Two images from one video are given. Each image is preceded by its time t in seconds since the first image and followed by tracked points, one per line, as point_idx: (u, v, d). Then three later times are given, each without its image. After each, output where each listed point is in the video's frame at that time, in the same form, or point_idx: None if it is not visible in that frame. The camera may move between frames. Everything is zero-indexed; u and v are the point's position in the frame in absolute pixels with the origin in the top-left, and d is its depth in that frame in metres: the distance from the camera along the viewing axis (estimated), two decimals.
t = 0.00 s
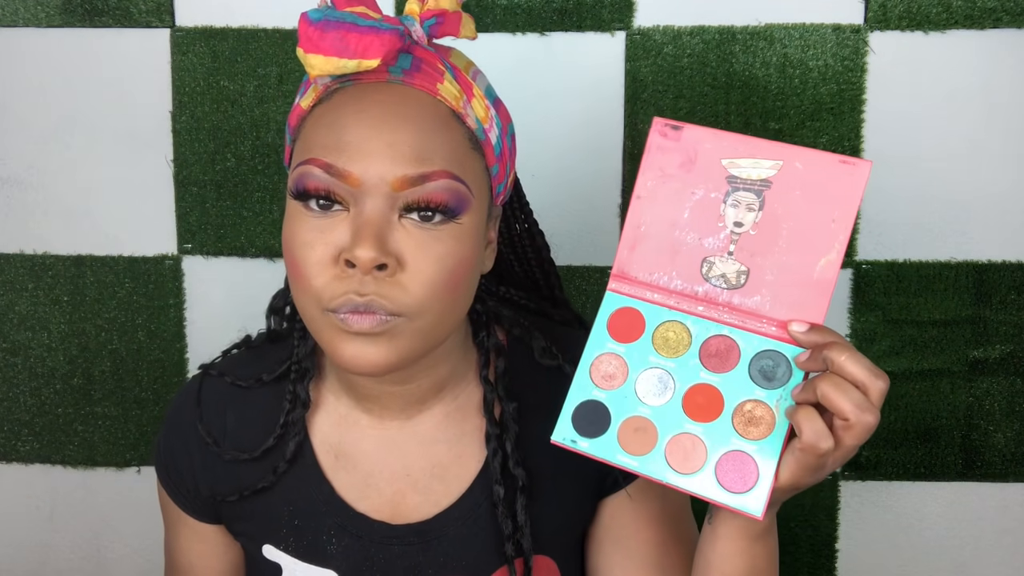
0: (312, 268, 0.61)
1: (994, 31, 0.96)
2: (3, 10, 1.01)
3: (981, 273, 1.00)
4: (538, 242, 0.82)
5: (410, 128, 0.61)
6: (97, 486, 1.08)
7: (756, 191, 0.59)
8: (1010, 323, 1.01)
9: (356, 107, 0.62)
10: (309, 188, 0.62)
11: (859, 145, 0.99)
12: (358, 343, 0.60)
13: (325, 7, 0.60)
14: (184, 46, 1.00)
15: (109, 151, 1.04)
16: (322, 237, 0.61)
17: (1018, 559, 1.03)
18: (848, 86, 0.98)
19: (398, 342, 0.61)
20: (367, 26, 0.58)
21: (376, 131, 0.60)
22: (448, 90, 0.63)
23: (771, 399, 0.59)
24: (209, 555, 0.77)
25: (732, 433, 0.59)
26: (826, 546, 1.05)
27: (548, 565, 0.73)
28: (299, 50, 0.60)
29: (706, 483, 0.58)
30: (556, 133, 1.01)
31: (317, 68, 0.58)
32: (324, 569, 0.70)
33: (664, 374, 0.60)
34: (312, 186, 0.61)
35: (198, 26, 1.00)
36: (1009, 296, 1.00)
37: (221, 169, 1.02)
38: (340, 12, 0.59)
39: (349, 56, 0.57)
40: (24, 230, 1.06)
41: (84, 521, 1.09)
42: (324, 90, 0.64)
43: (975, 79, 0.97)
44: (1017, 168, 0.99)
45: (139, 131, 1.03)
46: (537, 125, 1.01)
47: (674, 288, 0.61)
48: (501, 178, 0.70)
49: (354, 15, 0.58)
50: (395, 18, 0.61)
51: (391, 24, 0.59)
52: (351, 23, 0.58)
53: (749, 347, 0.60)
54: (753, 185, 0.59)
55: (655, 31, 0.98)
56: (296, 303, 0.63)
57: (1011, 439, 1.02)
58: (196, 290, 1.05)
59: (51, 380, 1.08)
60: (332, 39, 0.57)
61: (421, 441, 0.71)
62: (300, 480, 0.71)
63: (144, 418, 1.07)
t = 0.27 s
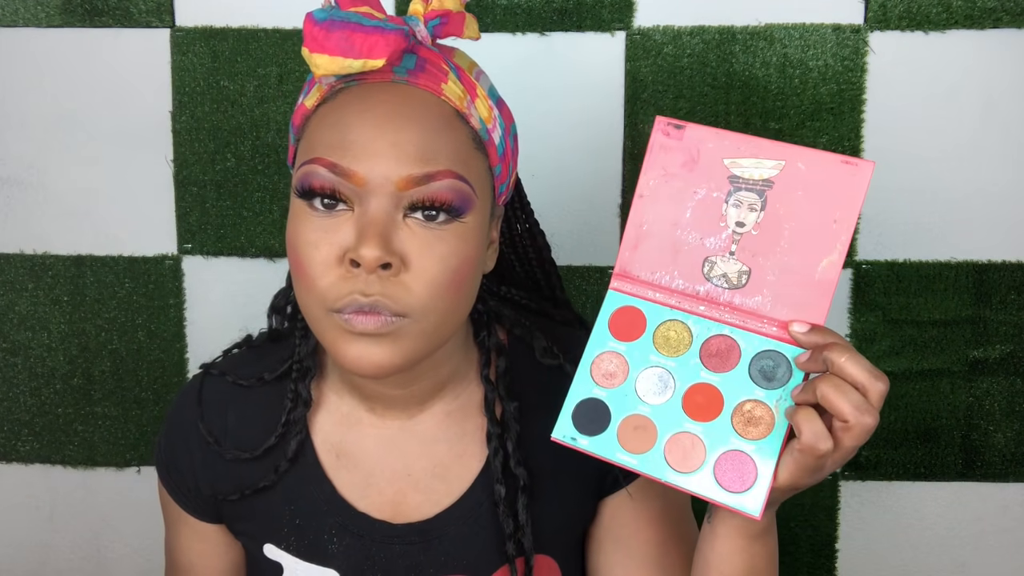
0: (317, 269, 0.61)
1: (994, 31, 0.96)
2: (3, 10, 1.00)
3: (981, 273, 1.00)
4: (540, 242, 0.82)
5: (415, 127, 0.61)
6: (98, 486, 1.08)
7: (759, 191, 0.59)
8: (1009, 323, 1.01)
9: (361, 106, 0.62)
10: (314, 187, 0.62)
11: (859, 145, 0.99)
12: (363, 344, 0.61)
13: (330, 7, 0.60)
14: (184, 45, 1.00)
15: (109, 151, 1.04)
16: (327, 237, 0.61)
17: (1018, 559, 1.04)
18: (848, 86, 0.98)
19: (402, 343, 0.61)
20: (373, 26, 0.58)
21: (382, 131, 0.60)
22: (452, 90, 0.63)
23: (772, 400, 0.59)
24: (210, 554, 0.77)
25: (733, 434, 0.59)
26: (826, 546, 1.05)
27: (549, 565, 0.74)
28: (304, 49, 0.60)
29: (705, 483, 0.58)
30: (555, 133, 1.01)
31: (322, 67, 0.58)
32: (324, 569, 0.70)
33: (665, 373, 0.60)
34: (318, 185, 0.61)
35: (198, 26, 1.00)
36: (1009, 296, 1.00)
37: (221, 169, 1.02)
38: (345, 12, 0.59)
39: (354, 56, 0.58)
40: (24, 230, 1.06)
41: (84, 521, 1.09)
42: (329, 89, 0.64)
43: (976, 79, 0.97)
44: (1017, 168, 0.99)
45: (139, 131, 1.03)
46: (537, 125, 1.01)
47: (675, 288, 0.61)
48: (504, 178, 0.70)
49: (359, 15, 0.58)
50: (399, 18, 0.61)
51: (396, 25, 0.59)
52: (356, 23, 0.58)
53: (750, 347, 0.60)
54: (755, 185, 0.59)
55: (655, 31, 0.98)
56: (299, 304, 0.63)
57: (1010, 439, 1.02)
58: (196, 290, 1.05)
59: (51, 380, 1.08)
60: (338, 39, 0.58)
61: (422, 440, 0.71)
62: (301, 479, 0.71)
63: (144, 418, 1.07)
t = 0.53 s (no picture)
0: (320, 267, 0.61)
1: (994, 31, 0.96)
2: (3, 10, 1.00)
3: (981, 272, 1.00)
4: (540, 241, 0.82)
5: (417, 126, 0.61)
6: (98, 486, 1.08)
7: (759, 194, 0.59)
8: (1009, 323, 1.01)
9: (362, 106, 0.62)
10: (316, 185, 0.62)
11: (859, 145, 0.99)
12: (364, 344, 0.60)
13: (333, 6, 0.60)
14: (184, 45, 1.00)
15: (109, 151, 1.04)
16: (329, 236, 0.61)
17: (1018, 560, 1.04)
18: (848, 86, 0.98)
19: (405, 343, 0.61)
20: (375, 25, 0.58)
21: (385, 128, 0.60)
22: (454, 89, 0.63)
23: (774, 406, 0.59)
24: (210, 554, 0.77)
25: (734, 440, 0.59)
26: (826, 546, 1.05)
27: (549, 565, 0.73)
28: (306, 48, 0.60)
29: (706, 490, 0.58)
30: (555, 133, 1.01)
31: (325, 66, 0.58)
32: (325, 569, 0.70)
33: (666, 379, 0.60)
34: (320, 183, 0.61)
35: (198, 26, 1.00)
36: (1009, 296, 1.00)
37: (221, 169, 1.02)
38: (348, 11, 0.59)
39: (357, 55, 0.58)
40: (24, 230, 1.05)
41: (83, 521, 1.09)
42: (331, 88, 0.64)
43: (976, 79, 0.97)
44: (1017, 168, 0.99)
45: (139, 131, 1.03)
46: (537, 125, 1.01)
47: (676, 292, 0.61)
48: (505, 178, 0.70)
49: (362, 13, 0.59)
50: (401, 18, 0.61)
51: (399, 24, 0.59)
52: (359, 22, 0.58)
53: (751, 351, 0.60)
54: (755, 188, 0.59)
55: (655, 31, 0.98)
56: (302, 302, 0.63)
57: (1010, 439, 1.02)
58: (197, 290, 1.05)
59: (51, 380, 1.08)
60: (341, 37, 0.58)
61: (422, 439, 0.71)
62: (302, 478, 0.71)
63: (144, 418, 1.07)
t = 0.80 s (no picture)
0: (321, 262, 0.61)
1: (994, 31, 0.96)
2: (3, 10, 1.01)
3: (981, 272, 1.00)
4: (540, 240, 0.82)
5: (419, 122, 0.61)
6: (97, 486, 1.08)
7: (756, 194, 0.58)
8: (1009, 323, 1.01)
9: (365, 102, 0.62)
10: (318, 181, 0.62)
11: (859, 145, 0.99)
12: (365, 338, 0.60)
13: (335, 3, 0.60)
14: (184, 46, 1.00)
15: (109, 151, 1.04)
16: (331, 230, 0.61)
17: (1017, 559, 1.04)
18: (848, 86, 0.98)
19: (405, 338, 0.61)
20: (378, 22, 0.58)
21: (388, 123, 0.60)
22: (455, 87, 0.63)
23: (776, 406, 0.59)
24: (210, 553, 0.77)
25: (736, 441, 0.59)
26: (826, 546, 1.05)
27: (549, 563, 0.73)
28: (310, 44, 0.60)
29: (709, 492, 0.58)
30: (555, 133, 1.01)
31: (328, 63, 0.58)
32: (324, 566, 0.70)
33: (666, 381, 0.60)
34: (322, 179, 0.61)
35: (198, 26, 1.00)
36: (1009, 296, 1.00)
37: (221, 169, 1.02)
38: (351, 8, 0.59)
39: (360, 51, 0.58)
40: (24, 230, 1.06)
41: (83, 521, 1.09)
42: (334, 85, 0.64)
43: (976, 79, 0.97)
44: (1017, 168, 0.99)
45: (139, 131, 1.03)
46: (537, 125, 1.01)
47: (673, 292, 0.61)
48: (506, 176, 0.70)
49: (365, 11, 0.59)
50: (403, 16, 0.61)
51: (401, 21, 0.59)
52: (362, 19, 0.58)
53: (751, 351, 0.60)
54: (752, 189, 0.58)
55: (655, 31, 0.98)
56: (303, 298, 0.63)
57: (1010, 439, 1.02)
58: (197, 290, 1.05)
59: (51, 380, 1.08)
60: (344, 34, 0.58)
61: (422, 437, 0.71)
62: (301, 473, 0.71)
63: (143, 418, 1.07)
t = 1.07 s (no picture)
0: (322, 261, 0.61)
1: (994, 31, 0.96)
2: (3, 10, 1.01)
3: (981, 272, 1.00)
4: (540, 240, 0.82)
5: (421, 122, 0.61)
6: (97, 486, 1.08)
7: (752, 193, 0.59)
8: (1009, 323, 1.01)
9: (366, 102, 0.62)
10: (319, 181, 0.62)
11: (859, 145, 0.99)
12: (366, 337, 0.60)
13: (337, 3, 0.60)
14: (184, 46, 1.00)
15: (109, 151, 1.04)
16: (332, 230, 0.61)
17: (1017, 560, 1.03)
18: (848, 86, 0.98)
19: (406, 337, 0.61)
20: (380, 22, 0.58)
21: (389, 122, 0.60)
22: (456, 86, 0.64)
23: (778, 404, 0.59)
24: (210, 553, 0.77)
25: (740, 440, 0.59)
26: (826, 546, 1.05)
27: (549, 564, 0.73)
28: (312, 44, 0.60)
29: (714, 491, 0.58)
30: (556, 133, 1.01)
31: (330, 62, 0.58)
32: (324, 566, 0.70)
33: (667, 381, 0.61)
34: (323, 179, 0.61)
35: (198, 26, 1.00)
36: (1009, 296, 1.00)
37: (221, 169, 1.02)
38: (352, 8, 0.59)
39: (361, 51, 0.58)
40: (24, 230, 1.06)
41: (83, 521, 1.09)
42: (335, 85, 0.64)
43: (975, 79, 0.97)
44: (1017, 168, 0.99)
45: (139, 131, 1.03)
46: (537, 125, 1.01)
47: (670, 293, 0.61)
48: (506, 177, 0.70)
49: (366, 10, 0.59)
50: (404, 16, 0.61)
51: (403, 21, 0.59)
52: (364, 19, 0.58)
53: (751, 351, 0.60)
54: (747, 187, 0.59)
55: (655, 31, 0.98)
56: (304, 297, 0.63)
57: (1010, 439, 1.02)
58: (197, 290, 1.05)
59: (51, 380, 1.08)
60: (345, 33, 0.58)
61: (422, 436, 0.71)
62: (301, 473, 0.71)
63: (144, 418, 1.07)
